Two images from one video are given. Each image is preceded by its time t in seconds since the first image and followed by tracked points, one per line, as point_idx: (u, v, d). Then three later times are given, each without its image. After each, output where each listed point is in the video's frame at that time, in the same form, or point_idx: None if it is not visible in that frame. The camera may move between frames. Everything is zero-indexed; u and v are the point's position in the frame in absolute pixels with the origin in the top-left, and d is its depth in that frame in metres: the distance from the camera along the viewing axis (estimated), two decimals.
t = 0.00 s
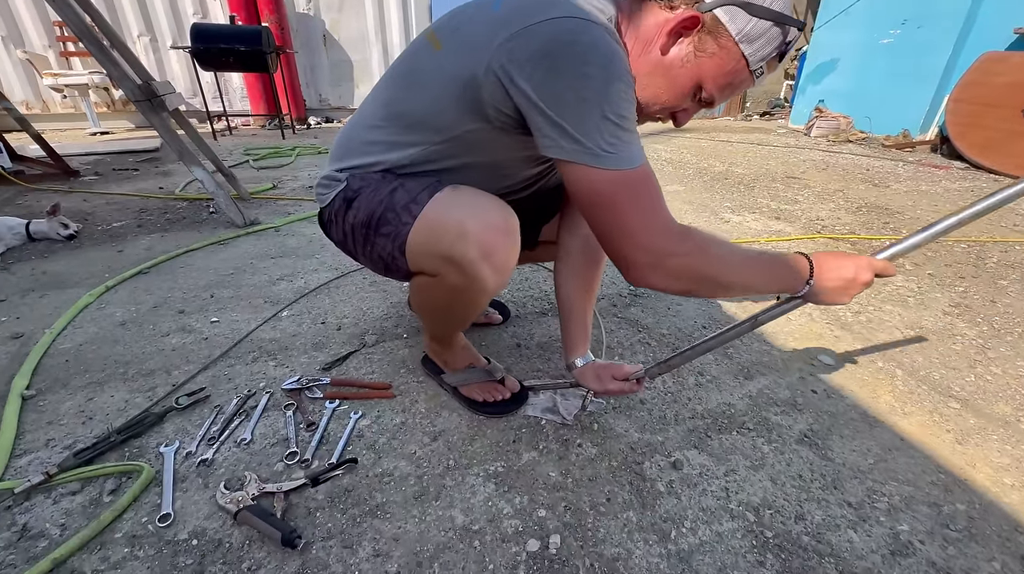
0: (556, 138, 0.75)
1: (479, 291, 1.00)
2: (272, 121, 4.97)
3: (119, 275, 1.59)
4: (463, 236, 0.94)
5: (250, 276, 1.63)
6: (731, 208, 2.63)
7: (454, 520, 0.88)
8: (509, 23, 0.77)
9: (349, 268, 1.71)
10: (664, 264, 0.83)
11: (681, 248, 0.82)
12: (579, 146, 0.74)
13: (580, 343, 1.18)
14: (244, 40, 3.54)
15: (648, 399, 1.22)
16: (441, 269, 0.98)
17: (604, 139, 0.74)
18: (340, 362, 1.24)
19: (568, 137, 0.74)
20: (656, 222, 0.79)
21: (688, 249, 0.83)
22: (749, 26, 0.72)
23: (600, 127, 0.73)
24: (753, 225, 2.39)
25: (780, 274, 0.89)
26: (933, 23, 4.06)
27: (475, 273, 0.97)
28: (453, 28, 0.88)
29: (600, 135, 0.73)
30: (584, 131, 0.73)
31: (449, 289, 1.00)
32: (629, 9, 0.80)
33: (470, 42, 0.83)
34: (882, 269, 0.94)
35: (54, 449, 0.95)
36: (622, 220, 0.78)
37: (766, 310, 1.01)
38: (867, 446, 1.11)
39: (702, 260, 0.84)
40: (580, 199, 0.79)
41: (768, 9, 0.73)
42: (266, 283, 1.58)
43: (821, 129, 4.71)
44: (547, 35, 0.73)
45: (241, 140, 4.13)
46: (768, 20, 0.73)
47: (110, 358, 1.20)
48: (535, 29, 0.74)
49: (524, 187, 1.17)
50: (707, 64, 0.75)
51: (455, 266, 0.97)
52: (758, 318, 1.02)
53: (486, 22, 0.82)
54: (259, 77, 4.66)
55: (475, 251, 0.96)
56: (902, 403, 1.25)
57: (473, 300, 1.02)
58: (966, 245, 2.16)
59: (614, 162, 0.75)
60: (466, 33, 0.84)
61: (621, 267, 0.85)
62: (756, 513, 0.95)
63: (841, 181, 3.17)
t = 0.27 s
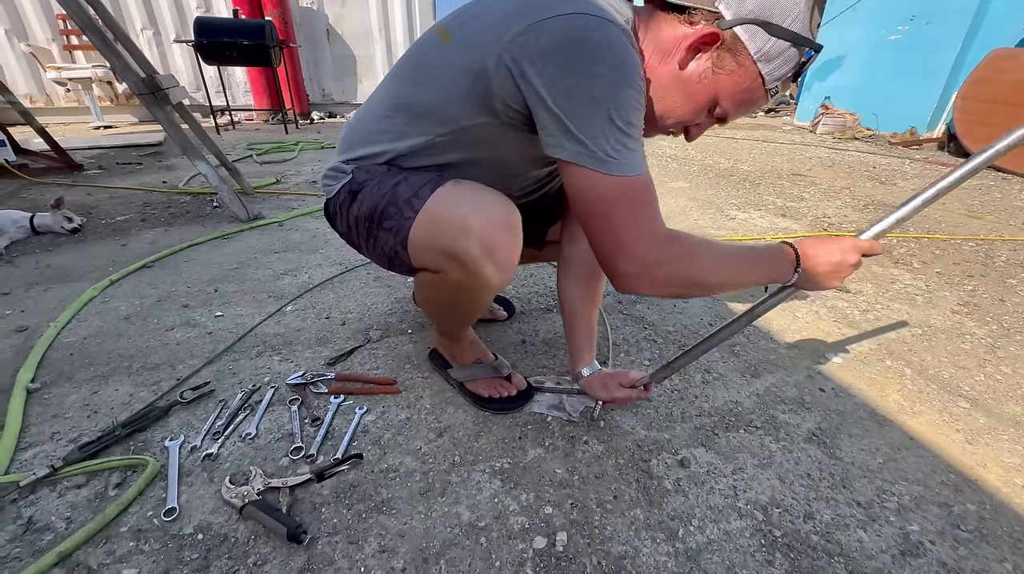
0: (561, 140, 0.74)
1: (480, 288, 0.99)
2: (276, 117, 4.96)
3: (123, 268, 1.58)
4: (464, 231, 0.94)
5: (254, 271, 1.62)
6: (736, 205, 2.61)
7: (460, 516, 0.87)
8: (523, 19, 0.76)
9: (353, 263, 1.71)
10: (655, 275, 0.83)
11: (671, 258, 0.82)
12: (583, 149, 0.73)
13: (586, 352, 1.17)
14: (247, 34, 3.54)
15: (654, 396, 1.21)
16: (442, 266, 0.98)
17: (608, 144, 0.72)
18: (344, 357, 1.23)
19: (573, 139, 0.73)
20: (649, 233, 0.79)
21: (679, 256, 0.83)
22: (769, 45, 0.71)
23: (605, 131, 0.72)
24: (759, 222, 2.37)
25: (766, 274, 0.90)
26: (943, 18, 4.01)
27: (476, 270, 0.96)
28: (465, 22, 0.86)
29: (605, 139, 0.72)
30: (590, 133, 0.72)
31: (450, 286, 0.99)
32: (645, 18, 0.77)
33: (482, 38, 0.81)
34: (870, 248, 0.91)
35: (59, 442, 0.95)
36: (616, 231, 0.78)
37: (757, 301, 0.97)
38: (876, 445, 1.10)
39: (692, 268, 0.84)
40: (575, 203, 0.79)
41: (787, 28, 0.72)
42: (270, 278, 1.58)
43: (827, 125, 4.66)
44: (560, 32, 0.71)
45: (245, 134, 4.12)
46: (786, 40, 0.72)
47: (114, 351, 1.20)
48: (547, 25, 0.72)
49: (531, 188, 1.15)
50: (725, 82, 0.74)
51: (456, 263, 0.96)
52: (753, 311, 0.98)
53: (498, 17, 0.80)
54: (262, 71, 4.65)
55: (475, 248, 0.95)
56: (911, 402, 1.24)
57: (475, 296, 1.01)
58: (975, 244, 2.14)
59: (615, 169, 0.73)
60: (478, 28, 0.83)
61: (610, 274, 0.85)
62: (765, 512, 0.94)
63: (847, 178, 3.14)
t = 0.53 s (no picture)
0: (554, 127, 0.73)
1: (495, 277, 0.98)
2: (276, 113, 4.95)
3: (122, 264, 1.58)
4: (480, 220, 0.93)
5: (254, 266, 1.61)
6: (738, 203, 2.60)
7: (459, 514, 0.86)
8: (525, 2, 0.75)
9: (353, 259, 1.70)
10: (642, 268, 0.81)
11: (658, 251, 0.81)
12: (577, 135, 0.72)
13: (586, 355, 1.16)
14: (247, 29, 3.52)
15: (656, 394, 1.20)
16: (456, 255, 0.97)
17: (604, 131, 0.71)
18: (343, 353, 1.22)
19: (567, 124, 0.72)
20: (638, 224, 0.77)
21: (667, 249, 0.81)
22: (776, 38, 0.70)
23: (601, 118, 0.71)
24: (760, 220, 2.35)
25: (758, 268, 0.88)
26: (948, 15, 4.00)
27: (492, 259, 0.96)
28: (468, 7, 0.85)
29: (599, 125, 0.71)
30: (585, 120, 0.71)
31: (463, 275, 0.98)
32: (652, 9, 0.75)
33: (483, 23, 0.80)
34: (860, 234, 0.89)
35: (56, 438, 0.94)
36: (603, 221, 0.76)
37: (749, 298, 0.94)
38: (879, 444, 1.09)
39: (680, 261, 0.83)
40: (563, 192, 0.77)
41: (794, 21, 0.71)
42: (269, 274, 1.57)
43: (829, 124, 4.64)
44: (561, 16, 0.70)
45: (245, 130, 4.11)
46: (793, 32, 0.71)
47: (112, 347, 1.19)
48: (548, 8, 0.72)
49: (531, 186, 1.14)
50: (731, 75, 0.73)
51: (471, 252, 0.95)
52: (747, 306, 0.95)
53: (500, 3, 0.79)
54: (263, 67, 4.64)
55: (491, 237, 0.94)
56: (914, 401, 1.23)
57: (489, 286, 1.00)
58: (978, 242, 2.12)
59: (607, 157, 0.72)
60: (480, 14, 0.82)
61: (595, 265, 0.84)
62: (767, 511, 0.93)
63: (850, 176, 3.12)
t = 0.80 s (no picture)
0: (546, 119, 0.72)
1: (517, 269, 1.00)
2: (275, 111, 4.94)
3: (120, 262, 1.57)
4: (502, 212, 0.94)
5: (252, 265, 1.61)
6: (737, 203, 2.59)
7: (457, 513, 0.86)
8: None
9: (351, 258, 1.70)
10: (647, 262, 0.79)
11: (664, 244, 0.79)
12: (571, 128, 0.71)
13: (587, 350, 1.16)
14: (246, 27, 3.52)
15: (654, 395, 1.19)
16: (477, 249, 0.97)
17: (598, 124, 0.71)
18: (341, 352, 1.22)
19: (559, 117, 0.71)
20: (641, 214, 0.76)
21: (673, 244, 0.80)
22: (768, 22, 0.69)
23: (594, 110, 0.71)
24: (759, 220, 2.35)
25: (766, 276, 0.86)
26: (947, 16, 4.00)
27: (516, 250, 0.97)
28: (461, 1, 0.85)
29: (593, 118, 0.71)
30: (578, 113, 0.71)
31: (484, 268, 0.99)
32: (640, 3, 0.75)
33: (474, 18, 0.80)
34: (874, 256, 0.88)
35: (53, 436, 0.94)
36: (604, 209, 0.75)
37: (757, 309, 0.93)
38: (876, 445, 1.09)
39: (687, 258, 0.81)
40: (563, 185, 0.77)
41: (788, 4, 0.70)
42: (268, 272, 1.57)
43: (828, 124, 4.63)
44: (550, 12, 0.70)
45: (244, 128, 4.10)
46: (788, 16, 0.70)
47: (109, 345, 1.19)
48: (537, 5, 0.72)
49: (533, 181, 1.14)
50: (724, 63, 0.71)
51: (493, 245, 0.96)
52: (754, 318, 0.94)
53: None
54: (262, 65, 4.64)
55: (514, 229, 0.95)
56: (912, 401, 1.23)
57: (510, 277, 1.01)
58: (976, 243, 2.13)
59: (605, 148, 0.72)
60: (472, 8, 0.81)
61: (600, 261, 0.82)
62: (764, 511, 0.93)
63: (849, 177, 3.12)
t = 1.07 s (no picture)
0: (533, 123, 0.72)
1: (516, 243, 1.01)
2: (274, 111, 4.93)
3: (117, 262, 1.56)
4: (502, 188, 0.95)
5: (249, 265, 1.60)
6: (736, 204, 2.59)
7: (455, 516, 0.86)
8: None
9: (349, 259, 1.69)
10: (641, 270, 0.77)
11: (659, 252, 0.77)
12: (559, 135, 0.71)
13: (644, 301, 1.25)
14: (245, 27, 3.51)
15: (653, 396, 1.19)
16: (477, 227, 0.99)
17: (585, 131, 0.71)
18: (339, 353, 1.22)
19: (547, 123, 0.71)
20: (633, 221, 0.75)
21: (671, 252, 0.77)
22: (771, 13, 0.66)
23: (581, 118, 0.70)
24: (758, 222, 2.35)
25: (773, 284, 0.83)
26: (946, 19, 3.99)
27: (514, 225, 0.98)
28: None
29: (581, 126, 0.70)
30: (566, 120, 0.71)
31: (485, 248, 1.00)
32: None
33: None
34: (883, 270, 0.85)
35: (47, 438, 0.93)
36: (593, 216, 0.74)
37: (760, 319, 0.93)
38: (875, 447, 1.09)
39: (686, 267, 0.78)
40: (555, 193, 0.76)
41: None
42: (265, 273, 1.56)
43: (827, 126, 4.64)
44: (540, 12, 0.70)
45: (242, 129, 4.09)
46: (795, 7, 0.67)
47: (105, 345, 1.18)
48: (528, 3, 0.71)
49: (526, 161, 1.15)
50: (720, 55, 0.70)
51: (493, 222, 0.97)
52: (758, 328, 0.94)
53: None
54: (261, 66, 4.63)
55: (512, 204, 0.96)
56: (911, 403, 1.22)
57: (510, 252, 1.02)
58: (974, 245, 2.13)
59: (595, 156, 0.71)
60: None
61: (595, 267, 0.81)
62: (764, 513, 0.92)
63: (847, 179, 3.12)
